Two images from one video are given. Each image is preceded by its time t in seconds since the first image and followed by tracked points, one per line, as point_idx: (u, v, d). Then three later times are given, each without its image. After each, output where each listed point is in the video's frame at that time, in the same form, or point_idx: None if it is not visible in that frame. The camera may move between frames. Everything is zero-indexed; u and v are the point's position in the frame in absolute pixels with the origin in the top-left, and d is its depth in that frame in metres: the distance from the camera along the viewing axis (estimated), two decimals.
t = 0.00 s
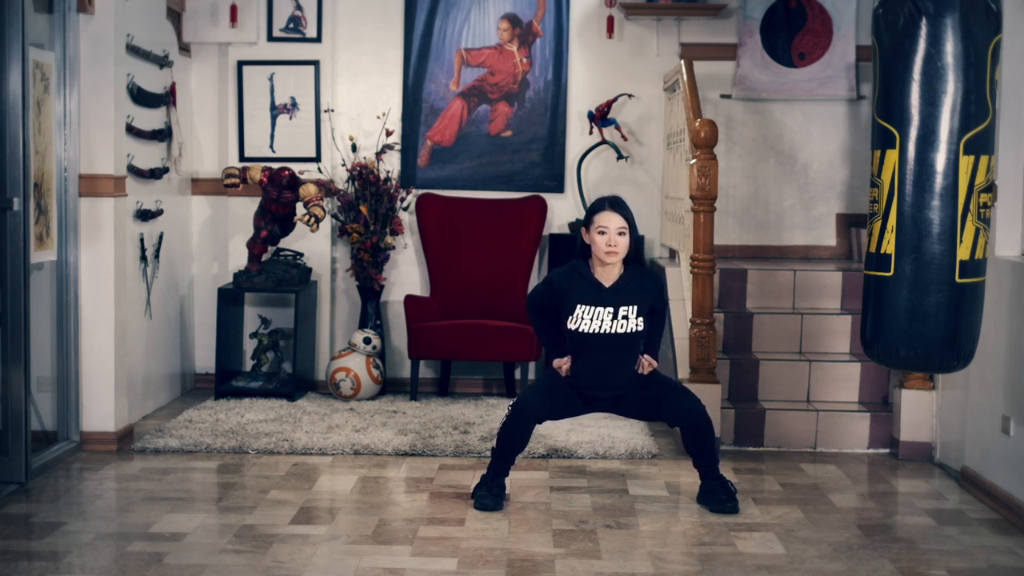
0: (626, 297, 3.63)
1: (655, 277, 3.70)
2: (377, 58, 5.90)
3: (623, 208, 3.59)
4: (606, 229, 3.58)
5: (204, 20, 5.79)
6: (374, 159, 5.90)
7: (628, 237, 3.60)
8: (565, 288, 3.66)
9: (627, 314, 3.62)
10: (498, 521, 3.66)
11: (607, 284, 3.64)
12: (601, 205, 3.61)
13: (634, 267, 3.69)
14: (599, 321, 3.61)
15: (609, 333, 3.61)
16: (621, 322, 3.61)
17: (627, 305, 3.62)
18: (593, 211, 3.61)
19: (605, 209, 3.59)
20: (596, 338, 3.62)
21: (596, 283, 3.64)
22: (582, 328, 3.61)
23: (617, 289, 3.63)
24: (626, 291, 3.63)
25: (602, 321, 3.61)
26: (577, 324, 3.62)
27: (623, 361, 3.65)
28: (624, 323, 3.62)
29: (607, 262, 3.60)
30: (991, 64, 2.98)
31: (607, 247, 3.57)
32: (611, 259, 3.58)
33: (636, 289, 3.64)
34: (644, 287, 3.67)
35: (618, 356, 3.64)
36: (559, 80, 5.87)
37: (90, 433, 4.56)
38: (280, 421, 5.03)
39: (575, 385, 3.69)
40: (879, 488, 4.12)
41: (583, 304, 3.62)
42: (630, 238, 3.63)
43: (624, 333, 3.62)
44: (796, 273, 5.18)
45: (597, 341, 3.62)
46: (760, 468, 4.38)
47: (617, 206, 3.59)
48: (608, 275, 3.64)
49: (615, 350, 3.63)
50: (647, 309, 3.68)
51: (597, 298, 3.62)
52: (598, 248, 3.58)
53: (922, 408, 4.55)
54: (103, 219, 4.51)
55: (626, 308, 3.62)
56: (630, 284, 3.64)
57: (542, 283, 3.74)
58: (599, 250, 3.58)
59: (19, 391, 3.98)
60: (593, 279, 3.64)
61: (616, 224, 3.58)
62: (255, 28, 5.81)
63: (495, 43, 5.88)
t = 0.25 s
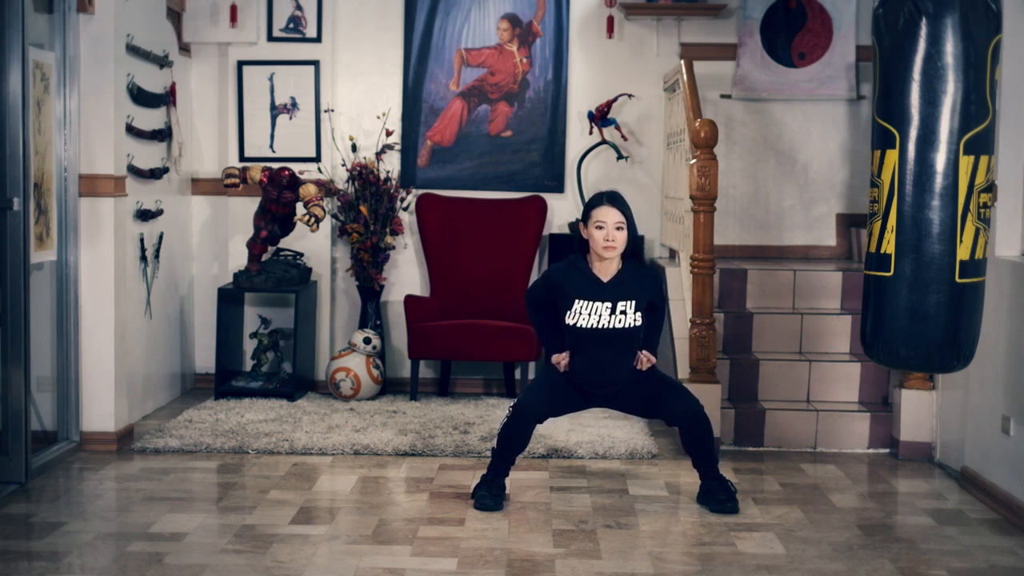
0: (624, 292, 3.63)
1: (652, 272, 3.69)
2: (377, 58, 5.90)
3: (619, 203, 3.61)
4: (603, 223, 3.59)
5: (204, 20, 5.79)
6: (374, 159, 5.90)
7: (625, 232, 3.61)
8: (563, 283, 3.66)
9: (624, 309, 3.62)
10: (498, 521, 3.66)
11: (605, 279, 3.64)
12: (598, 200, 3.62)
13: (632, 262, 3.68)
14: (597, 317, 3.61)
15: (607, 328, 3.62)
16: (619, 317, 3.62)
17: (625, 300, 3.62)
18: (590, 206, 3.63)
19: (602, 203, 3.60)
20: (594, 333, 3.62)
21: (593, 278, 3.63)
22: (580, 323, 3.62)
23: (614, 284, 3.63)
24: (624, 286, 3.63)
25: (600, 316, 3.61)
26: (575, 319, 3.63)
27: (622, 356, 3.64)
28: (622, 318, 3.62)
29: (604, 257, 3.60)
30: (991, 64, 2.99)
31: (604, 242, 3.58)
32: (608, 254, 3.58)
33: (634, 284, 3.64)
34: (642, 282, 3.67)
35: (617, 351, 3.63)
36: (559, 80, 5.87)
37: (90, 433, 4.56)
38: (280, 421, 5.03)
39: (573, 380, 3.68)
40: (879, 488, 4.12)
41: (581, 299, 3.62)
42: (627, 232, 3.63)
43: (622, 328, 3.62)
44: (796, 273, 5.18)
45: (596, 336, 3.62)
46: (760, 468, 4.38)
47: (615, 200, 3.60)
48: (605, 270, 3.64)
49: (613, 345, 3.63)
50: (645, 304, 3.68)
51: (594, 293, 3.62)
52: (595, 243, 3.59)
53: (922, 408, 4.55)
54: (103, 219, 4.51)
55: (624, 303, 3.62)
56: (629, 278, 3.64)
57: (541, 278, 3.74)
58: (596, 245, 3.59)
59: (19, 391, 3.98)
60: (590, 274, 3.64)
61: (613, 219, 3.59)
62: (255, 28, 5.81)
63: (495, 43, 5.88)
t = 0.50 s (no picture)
0: (621, 285, 3.64)
1: (650, 266, 3.71)
2: (377, 58, 5.90)
3: (616, 195, 3.62)
4: (600, 216, 3.61)
5: (204, 20, 5.80)
6: (374, 159, 5.90)
7: (622, 224, 3.63)
8: (561, 276, 3.69)
9: (622, 302, 3.63)
10: (498, 521, 3.66)
11: (603, 271, 3.66)
12: (595, 192, 3.64)
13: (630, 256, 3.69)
14: (595, 309, 3.62)
15: (605, 321, 3.62)
16: (616, 310, 3.62)
17: (623, 293, 3.63)
18: (588, 198, 3.64)
19: (599, 195, 3.62)
20: (592, 326, 3.63)
21: (591, 271, 3.66)
22: (578, 317, 3.64)
23: (611, 277, 3.64)
24: (622, 279, 3.64)
25: (597, 309, 3.62)
26: (573, 312, 3.65)
27: (619, 349, 3.64)
28: (620, 311, 3.62)
29: (601, 250, 3.63)
30: (991, 64, 2.99)
31: (601, 234, 3.61)
32: (605, 246, 3.61)
33: (632, 277, 3.66)
34: (640, 276, 3.68)
35: (614, 344, 3.64)
36: (559, 80, 5.87)
37: (90, 433, 4.56)
38: (280, 421, 5.03)
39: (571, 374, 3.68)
40: (879, 488, 4.12)
41: (579, 292, 3.65)
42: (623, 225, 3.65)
43: (620, 321, 3.63)
44: (796, 273, 5.18)
45: (594, 329, 3.63)
46: (760, 468, 4.38)
47: (611, 192, 3.62)
48: (603, 263, 3.66)
49: (611, 338, 3.63)
50: (644, 298, 3.69)
51: (592, 286, 3.64)
52: (592, 235, 3.62)
53: (922, 408, 4.55)
54: (103, 219, 4.51)
55: (621, 296, 3.63)
56: (626, 272, 3.65)
57: (540, 271, 3.77)
58: (593, 237, 3.62)
59: (19, 391, 3.97)
60: (588, 267, 3.67)
61: (610, 211, 3.61)
62: (255, 28, 5.81)
63: (495, 43, 5.88)
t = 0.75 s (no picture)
0: (618, 276, 3.64)
1: (645, 256, 3.72)
2: (377, 59, 5.90)
3: (612, 185, 3.63)
4: (596, 206, 3.62)
5: (204, 20, 5.79)
6: (374, 159, 5.90)
7: (618, 215, 3.64)
8: (557, 267, 3.68)
9: (618, 293, 3.63)
10: (497, 521, 3.66)
11: (598, 263, 3.67)
12: (591, 182, 3.65)
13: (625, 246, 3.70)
14: (591, 301, 3.62)
15: (602, 312, 3.62)
16: (613, 301, 3.62)
17: (619, 284, 3.63)
18: (583, 189, 3.65)
19: (594, 186, 3.63)
20: (588, 317, 3.63)
21: (587, 262, 3.66)
22: (574, 307, 3.63)
23: (606, 268, 3.65)
24: (618, 270, 3.65)
25: (594, 300, 3.62)
26: (569, 303, 3.64)
27: (616, 341, 3.64)
28: (616, 302, 3.62)
29: (597, 240, 3.64)
30: (992, 64, 2.98)
31: (597, 224, 3.61)
32: (601, 237, 3.62)
33: (628, 267, 3.66)
34: (635, 266, 3.68)
35: (610, 336, 3.64)
36: (559, 80, 5.87)
37: (90, 433, 4.56)
38: (280, 421, 5.03)
39: (569, 367, 3.68)
40: (879, 488, 4.12)
41: (575, 283, 3.64)
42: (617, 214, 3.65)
43: (616, 312, 3.63)
44: (796, 273, 5.18)
45: (590, 320, 3.63)
46: (760, 468, 4.38)
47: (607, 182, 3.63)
48: (598, 254, 3.67)
49: (608, 330, 3.64)
50: (641, 288, 3.68)
51: (588, 277, 3.64)
52: (588, 225, 3.63)
53: (922, 408, 4.55)
54: (103, 219, 4.51)
55: (618, 287, 3.63)
56: (622, 263, 3.66)
57: (537, 262, 3.76)
58: (589, 228, 3.63)
59: (19, 392, 3.97)
60: (584, 258, 3.67)
61: (606, 201, 3.62)
62: (255, 28, 5.81)
63: (495, 43, 5.88)
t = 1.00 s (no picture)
0: (613, 264, 3.66)
1: (640, 244, 3.73)
2: (377, 59, 5.90)
3: (606, 174, 3.66)
4: (590, 195, 3.65)
5: (204, 20, 5.79)
6: (374, 159, 5.90)
7: (612, 203, 3.67)
8: (553, 257, 3.71)
9: (614, 281, 3.65)
10: (498, 521, 3.66)
11: (594, 251, 3.69)
12: (585, 171, 3.68)
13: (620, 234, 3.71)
14: (587, 290, 3.64)
15: (597, 301, 3.64)
16: (609, 290, 3.64)
17: (614, 273, 3.65)
18: (577, 178, 3.68)
19: (588, 174, 3.66)
20: (584, 305, 3.65)
21: (582, 250, 3.68)
22: (570, 297, 3.66)
23: (602, 257, 3.66)
24: (613, 259, 3.66)
25: (590, 289, 3.64)
26: (565, 293, 3.67)
27: (612, 329, 3.65)
28: (612, 291, 3.64)
29: (592, 229, 3.67)
30: (992, 64, 2.99)
31: (591, 213, 3.64)
32: (596, 224, 3.64)
33: (623, 256, 3.67)
34: (630, 255, 3.69)
35: (605, 324, 3.65)
36: (559, 81, 5.87)
37: (90, 433, 4.56)
38: (280, 421, 5.03)
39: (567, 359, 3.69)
40: (879, 488, 4.12)
41: (571, 272, 3.67)
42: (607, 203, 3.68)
43: (612, 301, 3.64)
44: (796, 273, 5.18)
45: (586, 309, 3.65)
46: (760, 468, 4.38)
47: (601, 171, 3.66)
48: (593, 242, 3.69)
49: (604, 318, 3.65)
50: (636, 277, 3.70)
51: (583, 266, 3.66)
52: (583, 213, 3.65)
53: (922, 408, 4.55)
54: (103, 219, 4.51)
55: (613, 276, 3.65)
56: (617, 252, 3.68)
57: (534, 252, 3.81)
58: (584, 215, 3.65)
59: (19, 392, 3.97)
60: (580, 247, 3.69)
61: (600, 189, 3.65)
62: (255, 28, 5.81)
63: (495, 43, 5.88)
